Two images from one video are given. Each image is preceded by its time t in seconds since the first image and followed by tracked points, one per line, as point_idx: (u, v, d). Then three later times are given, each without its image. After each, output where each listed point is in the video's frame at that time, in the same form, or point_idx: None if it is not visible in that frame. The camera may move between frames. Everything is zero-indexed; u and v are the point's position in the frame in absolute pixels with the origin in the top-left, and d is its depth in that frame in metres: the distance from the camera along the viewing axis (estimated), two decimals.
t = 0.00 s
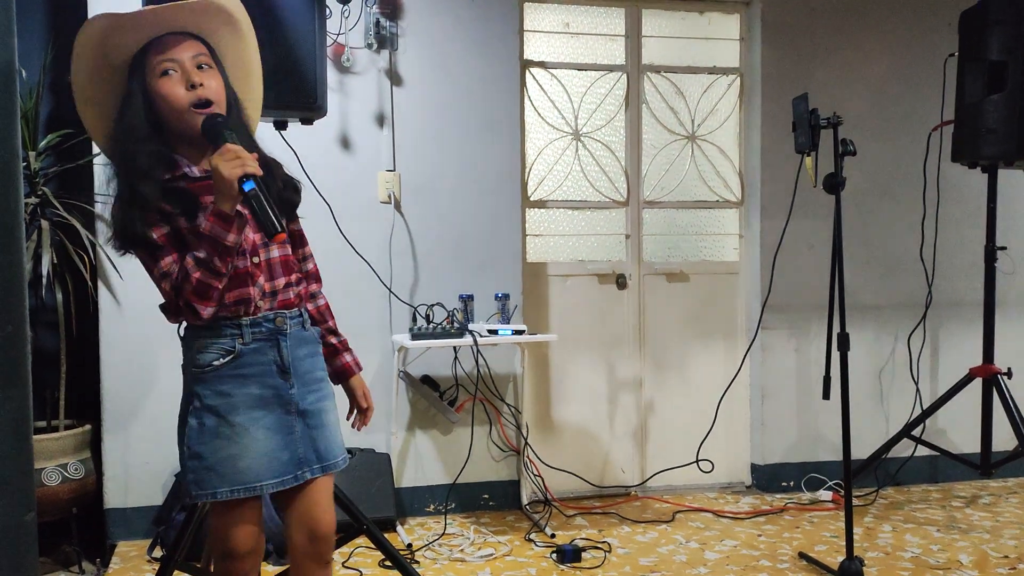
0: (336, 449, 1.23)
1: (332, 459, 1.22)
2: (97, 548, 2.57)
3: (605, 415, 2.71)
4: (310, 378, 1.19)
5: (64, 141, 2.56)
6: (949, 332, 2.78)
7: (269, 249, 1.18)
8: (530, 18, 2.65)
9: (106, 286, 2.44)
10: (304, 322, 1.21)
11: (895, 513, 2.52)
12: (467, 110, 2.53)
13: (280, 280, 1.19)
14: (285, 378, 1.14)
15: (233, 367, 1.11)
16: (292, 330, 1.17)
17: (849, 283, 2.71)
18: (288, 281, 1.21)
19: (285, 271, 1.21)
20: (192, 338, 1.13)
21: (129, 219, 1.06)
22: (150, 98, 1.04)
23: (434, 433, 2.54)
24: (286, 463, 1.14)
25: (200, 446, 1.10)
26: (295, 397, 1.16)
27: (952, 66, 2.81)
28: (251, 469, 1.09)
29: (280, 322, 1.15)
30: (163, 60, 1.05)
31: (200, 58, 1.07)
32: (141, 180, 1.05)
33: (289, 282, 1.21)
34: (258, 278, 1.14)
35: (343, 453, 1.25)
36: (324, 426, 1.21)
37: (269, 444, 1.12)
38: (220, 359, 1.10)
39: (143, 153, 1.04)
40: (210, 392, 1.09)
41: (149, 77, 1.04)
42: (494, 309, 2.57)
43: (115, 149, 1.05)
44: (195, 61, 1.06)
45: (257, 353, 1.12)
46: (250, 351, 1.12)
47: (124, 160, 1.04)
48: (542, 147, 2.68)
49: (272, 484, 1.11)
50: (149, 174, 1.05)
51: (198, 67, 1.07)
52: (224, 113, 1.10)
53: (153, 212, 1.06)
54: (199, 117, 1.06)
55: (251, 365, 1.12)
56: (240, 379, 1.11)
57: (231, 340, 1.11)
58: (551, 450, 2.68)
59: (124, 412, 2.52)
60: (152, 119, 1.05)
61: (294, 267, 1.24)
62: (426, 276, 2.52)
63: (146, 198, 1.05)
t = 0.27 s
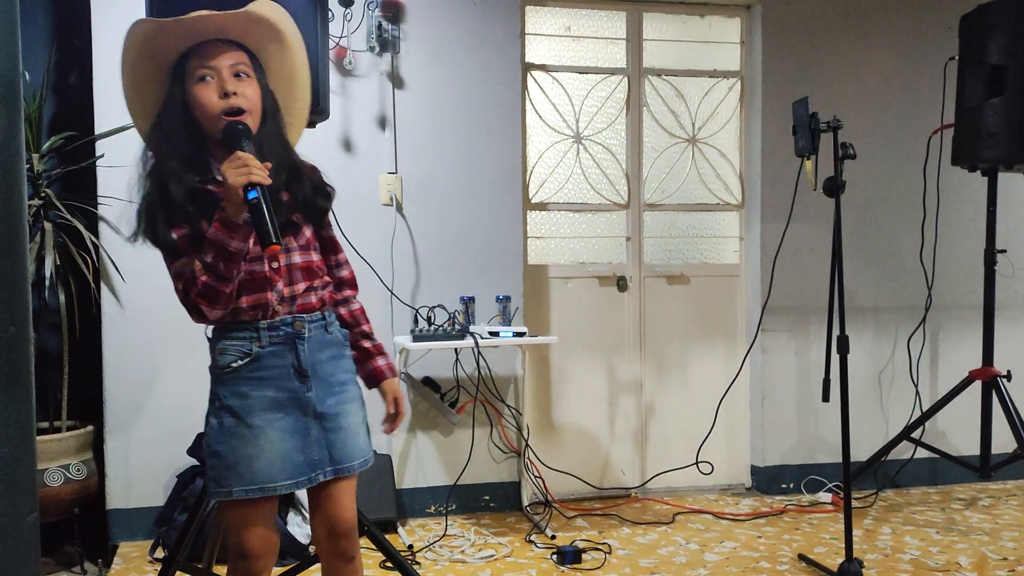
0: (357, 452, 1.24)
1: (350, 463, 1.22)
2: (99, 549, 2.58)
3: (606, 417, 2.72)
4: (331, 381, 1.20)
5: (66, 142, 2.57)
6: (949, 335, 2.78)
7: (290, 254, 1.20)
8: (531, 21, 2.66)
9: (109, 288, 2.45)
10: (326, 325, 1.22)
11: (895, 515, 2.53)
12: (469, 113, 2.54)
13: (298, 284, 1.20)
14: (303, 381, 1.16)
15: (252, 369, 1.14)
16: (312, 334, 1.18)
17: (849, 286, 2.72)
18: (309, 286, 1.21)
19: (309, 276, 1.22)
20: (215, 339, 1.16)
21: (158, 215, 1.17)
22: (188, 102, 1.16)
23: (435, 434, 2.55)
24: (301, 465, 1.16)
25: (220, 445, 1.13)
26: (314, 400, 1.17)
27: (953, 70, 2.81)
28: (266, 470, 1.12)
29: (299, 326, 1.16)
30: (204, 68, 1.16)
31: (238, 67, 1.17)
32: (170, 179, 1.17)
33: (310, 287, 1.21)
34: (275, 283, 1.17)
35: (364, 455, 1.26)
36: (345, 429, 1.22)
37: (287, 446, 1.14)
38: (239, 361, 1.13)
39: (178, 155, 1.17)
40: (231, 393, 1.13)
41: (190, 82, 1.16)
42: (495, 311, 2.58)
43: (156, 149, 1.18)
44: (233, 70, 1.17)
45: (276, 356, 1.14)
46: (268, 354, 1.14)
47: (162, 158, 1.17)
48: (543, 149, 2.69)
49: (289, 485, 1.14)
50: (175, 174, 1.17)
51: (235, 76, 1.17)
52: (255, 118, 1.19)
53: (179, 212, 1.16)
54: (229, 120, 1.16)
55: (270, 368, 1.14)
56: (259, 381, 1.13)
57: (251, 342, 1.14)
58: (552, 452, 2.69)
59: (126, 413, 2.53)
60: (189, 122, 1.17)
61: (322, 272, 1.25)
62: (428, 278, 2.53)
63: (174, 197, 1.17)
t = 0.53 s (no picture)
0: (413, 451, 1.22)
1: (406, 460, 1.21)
2: (97, 551, 2.57)
3: (606, 419, 2.71)
4: (384, 379, 1.20)
5: (66, 142, 2.56)
6: (949, 338, 2.78)
7: (341, 253, 1.19)
8: (531, 23, 2.65)
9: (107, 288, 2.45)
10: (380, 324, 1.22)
11: (895, 519, 2.52)
12: (469, 114, 2.54)
13: (351, 283, 1.20)
14: (357, 377, 1.17)
15: (308, 367, 1.15)
16: (365, 332, 1.19)
17: (850, 289, 2.71)
18: (361, 286, 1.21)
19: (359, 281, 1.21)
20: (271, 338, 1.18)
21: (213, 220, 1.12)
22: (251, 116, 1.11)
23: (434, 436, 2.54)
24: (359, 462, 1.16)
25: (278, 441, 1.15)
26: (367, 397, 1.17)
27: (954, 73, 2.81)
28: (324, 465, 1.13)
29: (352, 324, 1.17)
30: (268, 82, 1.11)
31: (303, 85, 1.11)
32: (221, 188, 1.11)
33: (361, 287, 1.21)
34: (328, 282, 1.17)
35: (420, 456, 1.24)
36: (401, 426, 1.21)
37: (343, 441, 1.15)
38: (295, 359, 1.15)
39: (233, 164, 1.11)
40: (289, 391, 1.14)
41: (255, 96, 1.11)
42: (494, 313, 2.57)
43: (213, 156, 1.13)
44: (297, 87, 1.11)
45: (331, 353, 1.16)
46: (325, 351, 1.15)
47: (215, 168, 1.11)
48: (543, 151, 2.68)
49: (344, 480, 1.14)
50: (228, 181, 1.11)
51: (299, 94, 1.11)
52: (312, 134, 1.13)
53: (230, 219, 1.12)
54: (287, 134, 1.11)
55: (326, 365, 1.15)
56: (316, 377, 1.15)
57: (308, 339, 1.16)
58: (552, 455, 2.68)
59: (124, 414, 2.52)
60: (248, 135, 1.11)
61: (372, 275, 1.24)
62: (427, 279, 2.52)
63: (228, 205, 1.11)
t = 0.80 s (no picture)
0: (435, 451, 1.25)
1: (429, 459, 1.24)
2: (98, 554, 2.57)
3: (608, 424, 2.70)
4: (411, 378, 1.24)
5: (68, 146, 2.56)
6: (952, 343, 2.77)
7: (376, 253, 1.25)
8: (534, 27, 2.65)
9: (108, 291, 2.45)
10: (409, 325, 1.26)
11: (897, 524, 2.52)
12: (472, 119, 2.54)
13: (385, 280, 1.25)
14: (388, 374, 1.20)
15: (343, 362, 1.18)
16: (396, 331, 1.22)
17: (852, 293, 2.71)
18: (394, 283, 1.26)
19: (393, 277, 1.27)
20: (307, 333, 1.22)
21: (265, 215, 1.19)
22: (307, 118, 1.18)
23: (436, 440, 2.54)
24: (388, 455, 1.19)
25: (313, 434, 1.18)
26: (397, 395, 1.20)
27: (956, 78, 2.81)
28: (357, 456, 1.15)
29: (385, 322, 1.21)
30: (326, 88, 1.17)
31: (358, 93, 1.18)
32: (276, 181, 1.19)
33: (393, 284, 1.26)
34: (364, 279, 1.22)
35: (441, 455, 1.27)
36: (425, 425, 1.24)
37: (375, 436, 1.17)
38: (331, 354, 1.18)
39: (290, 161, 1.19)
40: (323, 383, 1.17)
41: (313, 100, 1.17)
42: (496, 317, 2.57)
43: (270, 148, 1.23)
44: (354, 95, 1.18)
45: (366, 350, 1.19)
46: (360, 347, 1.19)
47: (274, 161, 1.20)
48: (546, 155, 2.68)
49: (377, 473, 1.16)
50: (284, 177, 1.19)
51: (354, 104, 1.18)
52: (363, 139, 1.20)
53: (281, 213, 1.19)
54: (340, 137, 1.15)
55: (360, 361, 1.18)
56: (351, 372, 1.18)
57: (343, 335, 1.19)
58: (553, 459, 2.68)
59: (126, 418, 2.52)
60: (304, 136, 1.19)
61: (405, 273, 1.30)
62: (429, 282, 2.52)
63: (281, 198, 1.19)
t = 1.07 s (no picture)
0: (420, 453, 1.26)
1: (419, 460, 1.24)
2: (95, 554, 2.57)
3: (606, 424, 2.70)
4: (403, 379, 1.25)
5: (67, 145, 2.56)
6: (951, 345, 2.77)
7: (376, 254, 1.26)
8: (534, 27, 2.65)
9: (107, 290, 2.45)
10: (402, 327, 1.27)
11: (896, 525, 2.51)
12: (471, 119, 2.54)
13: (382, 283, 1.26)
14: (382, 373, 1.20)
15: (337, 359, 1.18)
16: (392, 332, 1.24)
17: (851, 295, 2.71)
18: (392, 284, 1.27)
19: (390, 278, 1.28)
20: (300, 329, 1.22)
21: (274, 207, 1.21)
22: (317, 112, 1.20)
23: (434, 440, 2.54)
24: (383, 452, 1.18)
25: (307, 429, 1.17)
26: (389, 394, 1.21)
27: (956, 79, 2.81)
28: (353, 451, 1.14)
29: (381, 323, 1.22)
30: (336, 85, 1.20)
31: (366, 90, 1.22)
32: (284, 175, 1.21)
33: (390, 288, 1.27)
34: (363, 279, 1.23)
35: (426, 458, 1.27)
36: (411, 427, 1.25)
37: (368, 433, 1.17)
38: (325, 350, 1.18)
39: (300, 155, 1.21)
40: (317, 380, 1.17)
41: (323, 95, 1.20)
42: (494, 317, 2.57)
43: (279, 144, 1.25)
44: (362, 92, 1.21)
45: (360, 348, 1.19)
46: (354, 345, 1.19)
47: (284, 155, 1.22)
48: (545, 155, 2.68)
49: (374, 467, 1.15)
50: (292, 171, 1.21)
51: (363, 99, 1.21)
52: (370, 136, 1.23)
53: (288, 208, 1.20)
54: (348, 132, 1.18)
55: (354, 358, 1.19)
56: (345, 369, 1.18)
57: (338, 332, 1.19)
58: (552, 460, 2.67)
59: (124, 416, 2.52)
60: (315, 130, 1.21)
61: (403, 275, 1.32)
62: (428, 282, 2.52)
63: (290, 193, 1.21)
